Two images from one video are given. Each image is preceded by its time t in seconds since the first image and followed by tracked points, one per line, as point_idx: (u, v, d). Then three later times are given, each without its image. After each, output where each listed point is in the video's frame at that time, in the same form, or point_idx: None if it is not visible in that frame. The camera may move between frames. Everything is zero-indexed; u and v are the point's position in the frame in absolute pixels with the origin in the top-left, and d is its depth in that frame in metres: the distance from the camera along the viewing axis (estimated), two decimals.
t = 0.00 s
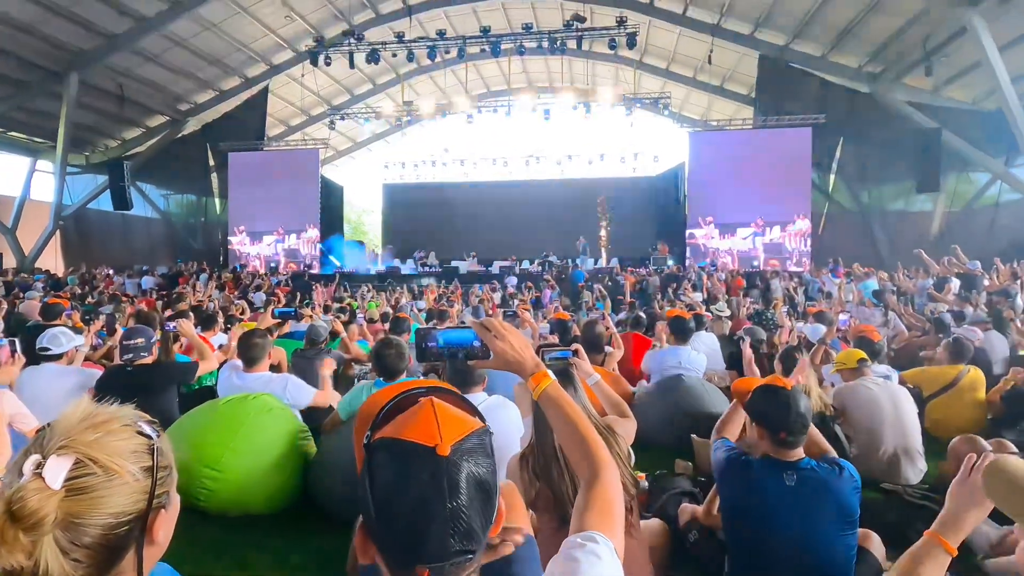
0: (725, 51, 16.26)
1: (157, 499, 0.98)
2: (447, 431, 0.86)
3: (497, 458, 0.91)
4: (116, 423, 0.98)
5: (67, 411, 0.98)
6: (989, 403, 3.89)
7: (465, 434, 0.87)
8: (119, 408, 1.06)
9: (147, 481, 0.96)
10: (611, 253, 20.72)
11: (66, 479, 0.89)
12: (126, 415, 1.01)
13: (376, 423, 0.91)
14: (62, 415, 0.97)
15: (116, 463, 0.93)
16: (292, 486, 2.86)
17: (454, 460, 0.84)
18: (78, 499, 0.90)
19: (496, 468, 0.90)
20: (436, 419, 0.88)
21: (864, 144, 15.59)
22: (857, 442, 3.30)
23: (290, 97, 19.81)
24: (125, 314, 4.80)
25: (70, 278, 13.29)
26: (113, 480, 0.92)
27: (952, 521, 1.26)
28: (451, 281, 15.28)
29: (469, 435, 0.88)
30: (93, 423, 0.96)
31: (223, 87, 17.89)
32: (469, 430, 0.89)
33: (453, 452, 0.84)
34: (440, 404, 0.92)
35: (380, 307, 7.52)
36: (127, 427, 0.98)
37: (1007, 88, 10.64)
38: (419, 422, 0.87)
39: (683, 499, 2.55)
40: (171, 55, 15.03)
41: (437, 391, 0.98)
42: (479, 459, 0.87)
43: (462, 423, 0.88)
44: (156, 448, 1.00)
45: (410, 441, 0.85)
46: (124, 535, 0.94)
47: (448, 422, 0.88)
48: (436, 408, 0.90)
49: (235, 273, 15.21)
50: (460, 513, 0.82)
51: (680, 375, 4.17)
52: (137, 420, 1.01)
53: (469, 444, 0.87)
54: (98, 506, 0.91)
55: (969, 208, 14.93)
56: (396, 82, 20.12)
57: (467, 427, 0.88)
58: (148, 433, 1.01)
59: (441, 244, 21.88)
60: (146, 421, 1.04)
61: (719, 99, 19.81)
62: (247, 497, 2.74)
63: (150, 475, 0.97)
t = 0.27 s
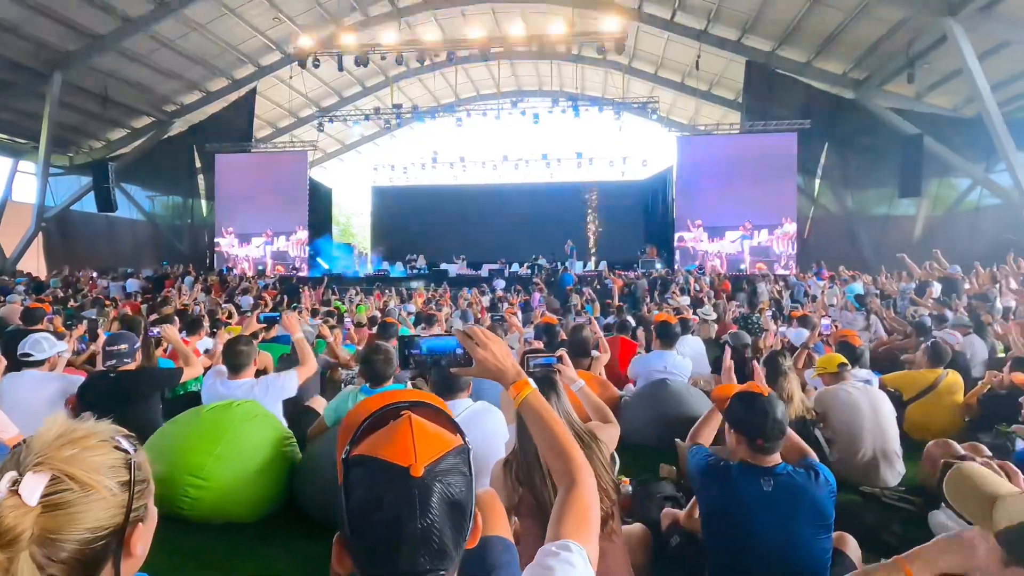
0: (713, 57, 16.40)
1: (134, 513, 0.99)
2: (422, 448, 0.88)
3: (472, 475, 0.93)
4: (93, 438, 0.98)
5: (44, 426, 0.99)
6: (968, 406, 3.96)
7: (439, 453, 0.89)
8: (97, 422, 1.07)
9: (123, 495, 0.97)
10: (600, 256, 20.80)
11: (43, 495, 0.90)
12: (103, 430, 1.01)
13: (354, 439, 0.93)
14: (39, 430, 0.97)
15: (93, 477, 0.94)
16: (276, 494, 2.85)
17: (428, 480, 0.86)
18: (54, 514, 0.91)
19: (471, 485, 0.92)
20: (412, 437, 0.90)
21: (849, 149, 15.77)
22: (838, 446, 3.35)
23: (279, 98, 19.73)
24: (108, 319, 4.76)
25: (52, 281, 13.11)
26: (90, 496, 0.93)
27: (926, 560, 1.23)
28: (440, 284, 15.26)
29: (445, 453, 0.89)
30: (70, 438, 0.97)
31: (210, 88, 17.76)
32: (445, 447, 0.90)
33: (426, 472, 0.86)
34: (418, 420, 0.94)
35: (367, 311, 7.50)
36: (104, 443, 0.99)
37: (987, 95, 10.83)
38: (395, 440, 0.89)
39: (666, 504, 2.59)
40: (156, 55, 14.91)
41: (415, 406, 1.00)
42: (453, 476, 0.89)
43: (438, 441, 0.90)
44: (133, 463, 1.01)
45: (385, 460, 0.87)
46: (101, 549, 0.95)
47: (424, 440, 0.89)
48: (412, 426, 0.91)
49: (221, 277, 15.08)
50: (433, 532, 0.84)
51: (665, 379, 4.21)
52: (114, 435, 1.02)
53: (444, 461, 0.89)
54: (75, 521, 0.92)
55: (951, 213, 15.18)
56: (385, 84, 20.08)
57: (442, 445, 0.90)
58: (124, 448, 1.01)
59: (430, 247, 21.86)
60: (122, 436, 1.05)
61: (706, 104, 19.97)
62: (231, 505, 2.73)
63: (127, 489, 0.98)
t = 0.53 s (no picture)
0: (700, 60, 16.54)
1: (83, 512, 1.01)
2: (374, 443, 0.91)
3: (426, 472, 0.95)
4: (43, 439, 0.99)
5: None
6: (942, 405, 4.03)
7: (392, 447, 0.91)
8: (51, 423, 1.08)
9: (72, 495, 0.99)
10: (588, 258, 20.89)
11: None
12: (54, 431, 1.03)
13: (311, 433, 0.96)
14: None
15: (39, 478, 0.95)
16: (255, 496, 2.84)
17: (378, 474, 0.89)
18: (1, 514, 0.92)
19: (425, 480, 0.94)
20: (367, 432, 0.92)
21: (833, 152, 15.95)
22: (813, 444, 3.40)
23: (266, 99, 19.63)
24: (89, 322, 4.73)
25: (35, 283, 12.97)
26: (36, 496, 0.94)
27: None
28: (429, 285, 15.26)
29: (399, 449, 0.92)
30: (21, 438, 0.98)
31: (196, 88, 17.63)
32: (399, 442, 0.93)
33: (376, 466, 0.89)
34: (377, 415, 0.97)
35: (354, 313, 7.50)
36: (53, 443, 1.00)
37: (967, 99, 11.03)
38: (349, 434, 0.92)
39: (640, 502, 2.62)
40: (142, 55, 14.79)
41: (375, 404, 1.01)
42: (406, 471, 0.92)
43: (392, 436, 0.93)
44: (83, 462, 1.02)
45: (339, 454, 0.90)
46: (49, 547, 0.97)
47: (378, 436, 0.92)
48: (368, 421, 0.94)
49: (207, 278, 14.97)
50: (381, 525, 0.87)
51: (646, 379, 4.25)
52: (65, 436, 1.03)
53: (397, 455, 0.91)
54: (21, 521, 0.93)
55: (934, 215, 15.42)
56: (374, 85, 20.05)
57: (396, 439, 0.92)
58: (73, 448, 1.02)
59: (420, 248, 21.84)
60: (74, 436, 1.06)
61: (694, 107, 20.13)
62: (208, 507, 2.73)
63: (75, 489, 0.99)
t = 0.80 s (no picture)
0: (687, 65, 16.70)
1: (44, 504, 1.02)
2: (330, 423, 0.97)
3: (383, 453, 1.01)
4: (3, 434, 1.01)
5: None
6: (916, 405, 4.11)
7: (346, 425, 0.97)
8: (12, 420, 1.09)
9: (32, 488, 1.00)
10: (577, 261, 20.97)
11: None
12: (16, 427, 1.04)
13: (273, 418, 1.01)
14: None
15: None
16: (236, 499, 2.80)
17: (333, 449, 0.94)
18: None
19: (381, 460, 1.00)
20: (324, 416, 0.98)
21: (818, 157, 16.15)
22: (789, 443, 3.46)
23: (254, 100, 19.54)
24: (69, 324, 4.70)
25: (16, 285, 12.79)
26: None
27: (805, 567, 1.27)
28: (417, 288, 15.24)
29: (353, 427, 0.98)
30: None
31: (183, 89, 17.51)
32: (353, 422, 0.99)
33: (331, 439, 0.95)
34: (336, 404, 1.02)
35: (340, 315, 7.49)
36: (14, 437, 1.01)
37: (946, 107, 11.25)
38: (307, 415, 0.99)
39: (617, 501, 2.65)
40: (127, 55, 14.67)
41: (336, 395, 1.08)
42: (362, 449, 0.97)
43: (346, 417, 0.99)
44: (44, 456, 1.03)
45: (298, 431, 0.96)
46: (11, 538, 0.98)
47: (333, 417, 0.98)
48: (326, 408, 1.00)
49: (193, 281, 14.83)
50: (337, 504, 0.92)
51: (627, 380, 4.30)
52: (26, 431, 1.05)
53: (351, 433, 0.97)
54: None
55: (916, 220, 15.69)
56: (363, 88, 20.02)
57: (351, 419, 0.98)
58: (35, 442, 1.04)
59: (408, 251, 21.79)
60: (35, 431, 1.07)
61: (681, 112, 20.31)
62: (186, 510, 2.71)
63: (36, 482, 1.00)
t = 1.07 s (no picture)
0: (683, 70, 16.78)
1: (29, 500, 1.04)
2: (321, 424, 0.99)
3: (372, 454, 1.03)
4: None
5: None
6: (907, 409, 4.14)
7: (337, 427, 0.99)
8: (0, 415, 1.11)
9: (18, 484, 1.02)
10: (574, 265, 20.98)
11: None
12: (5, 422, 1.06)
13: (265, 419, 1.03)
14: None
15: None
16: (227, 500, 2.80)
17: (324, 450, 0.96)
18: None
19: (371, 461, 1.01)
20: (315, 416, 1.01)
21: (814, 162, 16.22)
22: (780, 445, 3.48)
23: (252, 104, 19.54)
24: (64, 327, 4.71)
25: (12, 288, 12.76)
26: None
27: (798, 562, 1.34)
28: (414, 292, 15.24)
29: (345, 429, 1.00)
30: None
31: (180, 93, 17.52)
32: (345, 423, 1.01)
33: (322, 440, 0.97)
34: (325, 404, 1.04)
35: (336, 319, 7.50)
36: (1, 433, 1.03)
37: (940, 112, 11.32)
38: (300, 417, 1.00)
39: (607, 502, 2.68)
40: (125, 59, 14.68)
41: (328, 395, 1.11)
42: (352, 449, 0.99)
43: (337, 420, 1.00)
44: (30, 452, 1.05)
45: (290, 433, 0.98)
46: None
47: (325, 419, 1.00)
48: (317, 408, 1.02)
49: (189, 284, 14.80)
50: (327, 504, 0.94)
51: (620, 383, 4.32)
52: (16, 426, 1.07)
53: (342, 435, 0.99)
54: None
55: (911, 224, 15.78)
56: (360, 92, 20.05)
57: (342, 421, 1.00)
58: (23, 438, 1.06)
59: (405, 255, 21.79)
60: (24, 427, 1.09)
61: (678, 116, 20.38)
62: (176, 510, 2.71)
63: (22, 478, 1.02)
